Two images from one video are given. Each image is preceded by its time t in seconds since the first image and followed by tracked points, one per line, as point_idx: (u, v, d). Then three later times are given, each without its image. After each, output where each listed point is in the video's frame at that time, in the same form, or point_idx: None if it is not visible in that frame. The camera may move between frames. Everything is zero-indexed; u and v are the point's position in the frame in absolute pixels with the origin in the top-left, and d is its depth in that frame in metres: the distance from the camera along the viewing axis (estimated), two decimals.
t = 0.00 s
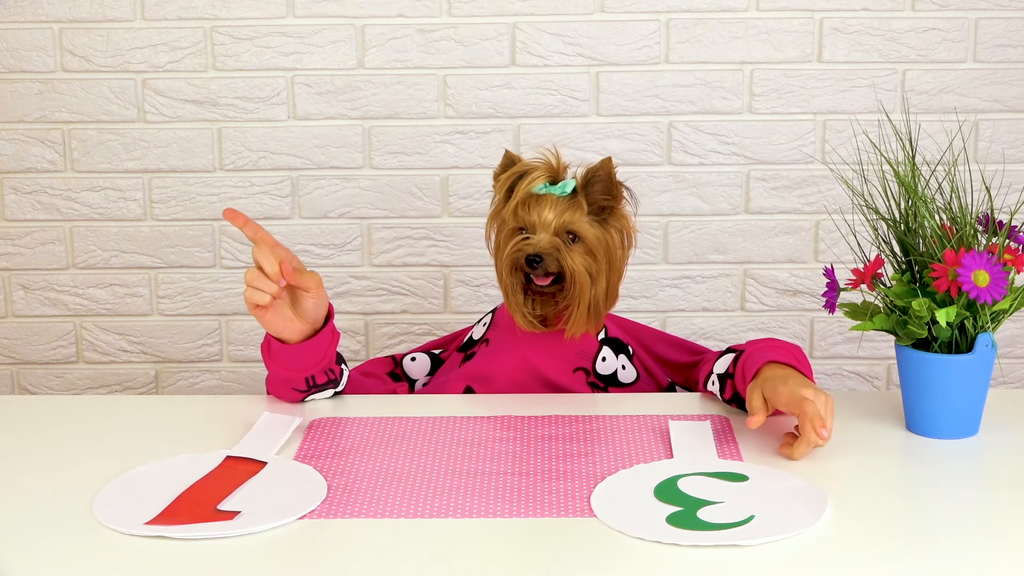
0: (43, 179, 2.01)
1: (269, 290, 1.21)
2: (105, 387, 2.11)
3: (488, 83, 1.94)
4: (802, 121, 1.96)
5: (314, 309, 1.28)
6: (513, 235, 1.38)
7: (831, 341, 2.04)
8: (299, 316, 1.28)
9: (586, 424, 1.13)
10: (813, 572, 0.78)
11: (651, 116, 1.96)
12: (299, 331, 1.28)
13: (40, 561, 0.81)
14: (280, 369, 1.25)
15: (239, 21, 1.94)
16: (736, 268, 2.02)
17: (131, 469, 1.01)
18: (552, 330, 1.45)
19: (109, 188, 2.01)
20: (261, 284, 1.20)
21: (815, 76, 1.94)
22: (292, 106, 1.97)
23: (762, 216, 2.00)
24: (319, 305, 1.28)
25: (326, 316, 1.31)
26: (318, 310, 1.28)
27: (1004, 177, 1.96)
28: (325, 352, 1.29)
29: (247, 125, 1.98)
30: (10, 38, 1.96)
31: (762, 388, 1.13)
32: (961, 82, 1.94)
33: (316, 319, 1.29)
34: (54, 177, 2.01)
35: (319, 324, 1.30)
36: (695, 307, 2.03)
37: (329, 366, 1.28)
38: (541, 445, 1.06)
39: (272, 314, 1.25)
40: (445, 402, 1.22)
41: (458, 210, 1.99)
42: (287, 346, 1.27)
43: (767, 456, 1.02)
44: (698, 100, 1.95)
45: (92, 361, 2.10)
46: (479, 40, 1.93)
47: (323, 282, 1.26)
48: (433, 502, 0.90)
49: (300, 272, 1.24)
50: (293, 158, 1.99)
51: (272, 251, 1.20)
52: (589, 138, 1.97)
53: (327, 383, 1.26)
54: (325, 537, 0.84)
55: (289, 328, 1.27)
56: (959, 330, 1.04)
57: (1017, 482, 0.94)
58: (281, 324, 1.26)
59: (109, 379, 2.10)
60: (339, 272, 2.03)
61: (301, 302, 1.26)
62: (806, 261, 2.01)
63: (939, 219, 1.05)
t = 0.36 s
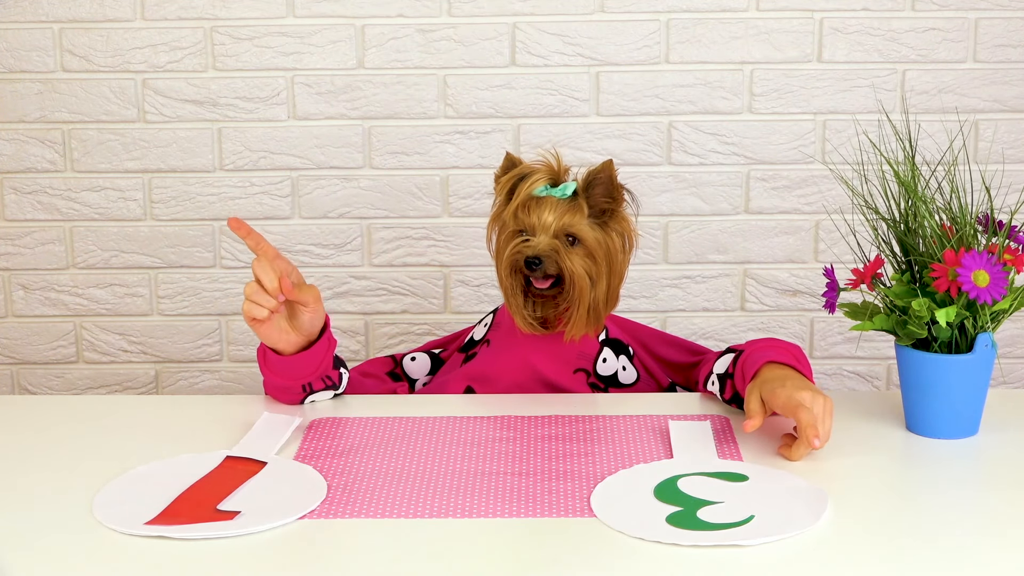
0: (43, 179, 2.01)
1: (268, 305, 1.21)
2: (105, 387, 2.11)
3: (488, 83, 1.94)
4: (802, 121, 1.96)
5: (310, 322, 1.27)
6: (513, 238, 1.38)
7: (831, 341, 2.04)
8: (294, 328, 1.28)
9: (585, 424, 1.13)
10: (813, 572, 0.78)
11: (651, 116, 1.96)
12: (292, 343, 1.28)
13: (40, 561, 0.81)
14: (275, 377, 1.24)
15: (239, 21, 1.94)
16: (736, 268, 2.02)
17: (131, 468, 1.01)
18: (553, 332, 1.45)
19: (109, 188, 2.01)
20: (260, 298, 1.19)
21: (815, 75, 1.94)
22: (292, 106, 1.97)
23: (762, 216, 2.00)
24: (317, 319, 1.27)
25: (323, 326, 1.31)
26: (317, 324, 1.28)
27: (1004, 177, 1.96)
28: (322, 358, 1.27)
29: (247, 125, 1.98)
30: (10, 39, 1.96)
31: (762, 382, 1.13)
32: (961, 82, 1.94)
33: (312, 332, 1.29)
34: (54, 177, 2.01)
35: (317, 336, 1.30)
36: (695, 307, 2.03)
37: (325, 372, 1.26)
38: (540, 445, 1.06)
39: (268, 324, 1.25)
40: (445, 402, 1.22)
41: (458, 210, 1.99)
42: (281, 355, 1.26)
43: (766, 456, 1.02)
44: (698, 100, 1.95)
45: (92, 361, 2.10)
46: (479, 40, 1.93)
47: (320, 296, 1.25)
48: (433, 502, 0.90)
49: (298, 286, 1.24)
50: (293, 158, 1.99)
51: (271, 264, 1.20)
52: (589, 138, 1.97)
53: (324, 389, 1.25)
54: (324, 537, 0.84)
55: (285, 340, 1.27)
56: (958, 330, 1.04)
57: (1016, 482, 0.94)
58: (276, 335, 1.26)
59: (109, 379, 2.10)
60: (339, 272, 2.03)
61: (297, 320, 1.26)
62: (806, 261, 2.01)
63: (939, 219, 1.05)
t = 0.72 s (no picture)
0: (43, 180, 2.01)
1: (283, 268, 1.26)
2: (106, 387, 2.11)
3: (488, 83, 1.94)
4: (801, 121, 1.96)
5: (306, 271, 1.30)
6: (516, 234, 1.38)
7: (831, 341, 2.04)
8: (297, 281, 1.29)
9: (586, 424, 1.13)
10: (813, 572, 0.78)
11: (651, 116, 1.96)
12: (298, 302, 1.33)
13: (40, 561, 0.81)
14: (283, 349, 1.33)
15: (239, 22, 1.94)
16: (736, 268, 2.02)
17: (130, 469, 1.01)
18: (555, 328, 1.45)
19: (109, 188, 2.01)
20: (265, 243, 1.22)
21: (815, 75, 1.94)
22: (292, 106, 1.97)
23: (762, 216, 2.00)
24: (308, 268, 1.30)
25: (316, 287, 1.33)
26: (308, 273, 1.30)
27: (1004, 177, 1.96)
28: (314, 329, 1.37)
29: (247, 125, 1.98)
30: (10, 38, 1.96)
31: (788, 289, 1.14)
32: (961, 82, 1.94)
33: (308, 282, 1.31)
34: (54, 177, 2.01)
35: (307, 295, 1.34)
36: (695, 307, 2.03)
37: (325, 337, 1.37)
38: (541, 445, 1.06)
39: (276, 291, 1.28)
40: (445, 402, 1.22)
41: (458, 210, 1.99)
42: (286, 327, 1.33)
43: (766, 456, 1.02)
44: (698, 100, 1.95)
45: (92, 361, 2.10)
46: (479, 40, 1.93)
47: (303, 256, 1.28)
48: (433, 502, 0.90)
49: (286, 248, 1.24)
50: (293, 158, 1.99)
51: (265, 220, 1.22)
52: (589, 138, 1.97)
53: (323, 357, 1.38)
54: (324, 537, 0.84)
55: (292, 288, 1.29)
56: (959, 330, 1.04)
57: (1016, 481, 0.94)
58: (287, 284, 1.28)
59: (109, 379, 2.10)
60: (339, 272, 2.03)
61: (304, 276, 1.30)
62: (806, 261, 2.01)
63: (939, 219, 1.05)
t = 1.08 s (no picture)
0: (43, 180, 2.01)
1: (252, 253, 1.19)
2: (106, 386, 2.11)
3: (488, 83, 1.94)
4: (802, 121, 1.96)
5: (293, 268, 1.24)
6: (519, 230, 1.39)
7: (831, 341, 2.04)
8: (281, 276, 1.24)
9: (585, 424, 1.13)
10: (812, 572, 0.78)
11: (651, 116, 1.96)
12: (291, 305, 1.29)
13: (40, 561, 0.81)
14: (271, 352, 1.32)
15: (240, 22, 1.94)
16: (736, 268, 2.02)
17: (130, 469, 1.01)
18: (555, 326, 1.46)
19: (109, 188, 2.01)
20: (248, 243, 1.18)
21: (815, 75, 1.94)
22: (292, 106, 1.97)
23: (762, 216, 2.00)
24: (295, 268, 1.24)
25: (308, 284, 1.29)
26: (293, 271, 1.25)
27: (1004, 177, 1.96)
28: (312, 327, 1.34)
29: (246, 125, 1.98)
30: (10, 38, 1.96)
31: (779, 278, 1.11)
32: (961, 82, 1.94)
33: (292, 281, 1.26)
34: (54, 177, 2.01)
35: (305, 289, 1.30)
36: (695, 307, 2.03)
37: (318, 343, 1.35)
38: (541, 445, 1.06)
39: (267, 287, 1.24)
40: (445, 402, 1.22)
41: (458, 210, 1.99)
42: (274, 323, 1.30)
43: (766, 456, 1.02)
44: (698, 100, 1.95)
45: (92, 361, 2.10)
46: (479, 40, 1.93)
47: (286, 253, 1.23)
48: (433, 502, 0.90)
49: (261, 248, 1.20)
50: (293, 158, 1.99)
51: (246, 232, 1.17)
52: (589, 138, 1.97)
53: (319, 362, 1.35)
54: (323, 537, 0.84)
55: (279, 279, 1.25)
56: (958, 330, 1.04)
57: (1016, 481, 0.94)
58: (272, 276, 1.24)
59: (109, 379, 2.10)
60: (339, 272, 2.03)
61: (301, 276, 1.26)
62: (806, 261, 2.01)
63: (939, 219, 1.05)
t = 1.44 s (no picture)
0: (43, 180, 2.01)
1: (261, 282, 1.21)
2: (106, 386, 2.11)
3: (488, 83, 1.94)
4: (802, 121, 1.96)
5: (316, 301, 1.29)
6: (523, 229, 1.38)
7: (831, 341, 2.04)
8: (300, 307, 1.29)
9: (585, 424, 1.13)
10: (812, 572, 0.78)
11: (651, 116, 1.96)
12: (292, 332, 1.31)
13: (39, 560, 0.81)
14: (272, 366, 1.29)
15: (240, 22, 1.94)
16: (736, 268, 2.02)
17: (129, 469, 1.01)
18: (554, 327, 1.45)
19: (109, 188, 2.01)
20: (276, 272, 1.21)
21: (815, 75, 1.94)
22: (292, 106, 1.97)
23: (762, 216, 2.00)
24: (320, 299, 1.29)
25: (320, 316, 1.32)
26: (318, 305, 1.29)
27: (1004, 177, 1.96)
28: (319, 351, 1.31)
29: (247, 125, 1.98)
30: (10, 38, 1.96)
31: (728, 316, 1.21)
32: (961, 82, 1.94)
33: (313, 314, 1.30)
34: (54, 178, 2.01)
35: (316, 324, 1.33)
36: (695, 307, 2.03)
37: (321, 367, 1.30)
38: (541, 445, 1.06)
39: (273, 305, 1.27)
40: (445, 402, 1.22)
41: (458, 210, 1.99)
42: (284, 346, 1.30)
43: (766, 456, 1.02)
44: (697, 100, 1.95)
45: (91, 361, 2.10)
46: (479, 40, 1.93)
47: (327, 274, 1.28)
48: (433, 502, 0.90)
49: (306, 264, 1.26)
50: (293, 158, 1.99)
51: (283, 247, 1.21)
52: (589, 138, 1.97)
53: (319, 384, 1.28)
54: (324, 537, 0.84)
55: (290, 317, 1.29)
56: (958, 330, 1.04)
57: (1015, 481, 0.94)
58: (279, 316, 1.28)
59: (109, 379, 2.10)
60: (339, 272, 2.03)
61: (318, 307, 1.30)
62: (806, 261, 2.01)
63: (939, 219, 1.05)
